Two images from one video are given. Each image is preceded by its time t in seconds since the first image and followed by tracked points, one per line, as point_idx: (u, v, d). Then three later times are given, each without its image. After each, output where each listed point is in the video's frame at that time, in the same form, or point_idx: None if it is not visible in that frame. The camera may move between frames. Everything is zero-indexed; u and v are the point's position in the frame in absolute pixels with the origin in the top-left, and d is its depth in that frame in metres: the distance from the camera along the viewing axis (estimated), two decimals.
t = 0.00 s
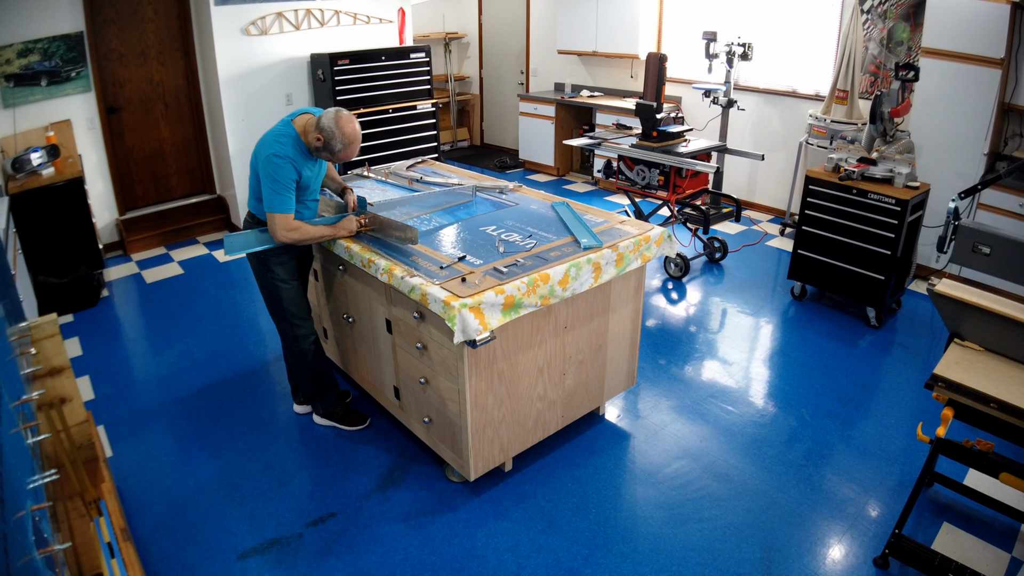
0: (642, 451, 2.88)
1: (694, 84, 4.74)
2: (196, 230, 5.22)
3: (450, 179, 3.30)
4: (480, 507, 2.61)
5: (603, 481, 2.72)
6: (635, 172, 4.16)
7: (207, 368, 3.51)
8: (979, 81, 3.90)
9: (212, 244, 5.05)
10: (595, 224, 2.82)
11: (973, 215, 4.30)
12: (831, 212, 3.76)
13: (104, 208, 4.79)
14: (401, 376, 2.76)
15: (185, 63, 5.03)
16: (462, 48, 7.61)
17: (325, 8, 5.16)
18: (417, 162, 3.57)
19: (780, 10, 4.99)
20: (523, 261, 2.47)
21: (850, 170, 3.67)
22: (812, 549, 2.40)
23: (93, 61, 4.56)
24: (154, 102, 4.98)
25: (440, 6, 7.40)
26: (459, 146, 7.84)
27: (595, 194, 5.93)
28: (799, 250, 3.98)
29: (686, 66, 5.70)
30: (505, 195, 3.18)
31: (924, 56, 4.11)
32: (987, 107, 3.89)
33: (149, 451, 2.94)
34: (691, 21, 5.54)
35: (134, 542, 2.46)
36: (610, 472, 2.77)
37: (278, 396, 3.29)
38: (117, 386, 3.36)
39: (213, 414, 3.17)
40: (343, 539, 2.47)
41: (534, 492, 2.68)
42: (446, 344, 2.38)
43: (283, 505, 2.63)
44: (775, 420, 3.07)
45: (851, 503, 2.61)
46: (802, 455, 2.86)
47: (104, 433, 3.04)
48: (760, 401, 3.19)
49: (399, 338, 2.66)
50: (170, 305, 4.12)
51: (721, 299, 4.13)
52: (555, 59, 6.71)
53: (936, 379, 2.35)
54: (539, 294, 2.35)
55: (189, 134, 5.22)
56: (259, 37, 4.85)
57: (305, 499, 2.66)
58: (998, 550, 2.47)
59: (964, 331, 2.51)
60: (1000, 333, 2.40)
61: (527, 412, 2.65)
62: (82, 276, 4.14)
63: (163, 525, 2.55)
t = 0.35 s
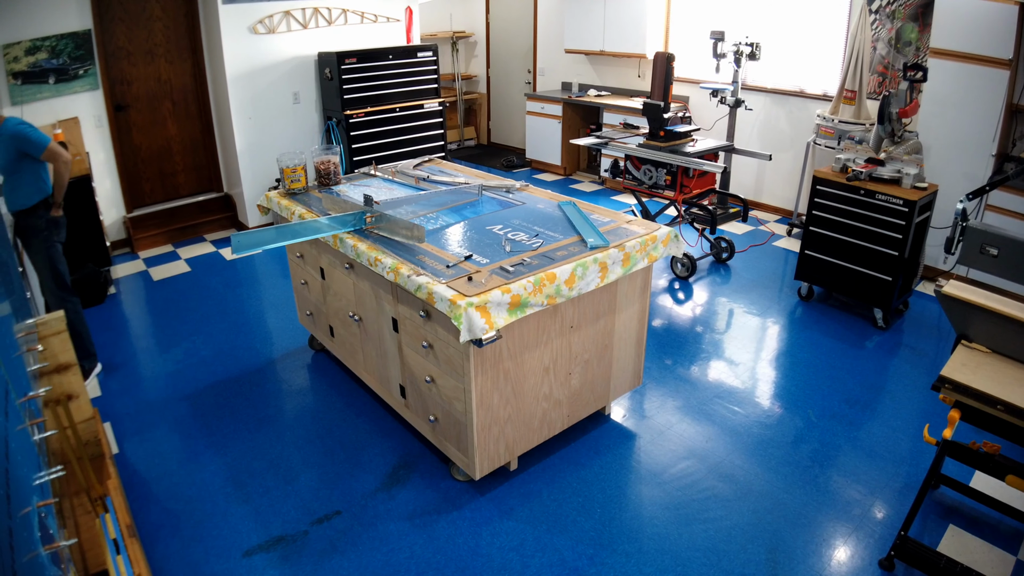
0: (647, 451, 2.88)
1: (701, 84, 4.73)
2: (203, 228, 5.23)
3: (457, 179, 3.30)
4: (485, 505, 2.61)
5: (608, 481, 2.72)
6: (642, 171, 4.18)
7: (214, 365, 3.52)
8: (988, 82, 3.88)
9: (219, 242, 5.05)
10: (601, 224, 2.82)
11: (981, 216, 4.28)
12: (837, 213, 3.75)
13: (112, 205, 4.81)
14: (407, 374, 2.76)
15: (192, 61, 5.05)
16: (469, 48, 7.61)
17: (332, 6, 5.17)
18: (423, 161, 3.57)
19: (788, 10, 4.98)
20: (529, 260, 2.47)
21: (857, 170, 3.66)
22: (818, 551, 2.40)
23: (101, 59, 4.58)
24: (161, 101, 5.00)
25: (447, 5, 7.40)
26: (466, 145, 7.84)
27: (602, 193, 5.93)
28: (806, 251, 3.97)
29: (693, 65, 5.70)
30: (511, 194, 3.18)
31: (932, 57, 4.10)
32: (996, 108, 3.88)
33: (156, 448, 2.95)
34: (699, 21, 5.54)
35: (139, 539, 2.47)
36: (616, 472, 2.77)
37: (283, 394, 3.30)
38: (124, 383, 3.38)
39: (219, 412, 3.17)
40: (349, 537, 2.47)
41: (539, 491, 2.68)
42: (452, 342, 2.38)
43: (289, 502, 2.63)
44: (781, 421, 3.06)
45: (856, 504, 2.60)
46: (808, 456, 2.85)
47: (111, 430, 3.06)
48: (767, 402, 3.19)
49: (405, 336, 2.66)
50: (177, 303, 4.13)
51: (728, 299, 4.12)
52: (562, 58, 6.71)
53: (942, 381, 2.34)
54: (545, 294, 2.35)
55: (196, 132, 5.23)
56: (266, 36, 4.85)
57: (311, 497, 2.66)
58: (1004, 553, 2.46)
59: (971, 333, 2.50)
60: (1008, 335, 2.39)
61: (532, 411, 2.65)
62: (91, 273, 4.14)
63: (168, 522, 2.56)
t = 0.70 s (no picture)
0: (654, 451, 2.88)
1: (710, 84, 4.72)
2: (210, 226, 5.24)
3: (464, 177, 3.30)
4: (491, 504, 2.61)
5: (614, 481, 2.71)
6: (650, 170, 4.18)
7: (221, 362, 3.53)
8: (998, 83, 3.86)
9: (227, 240, 5.07)
10: (609, 224, 2.82)
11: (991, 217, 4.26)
12: (846, 214, 3.74)
13: (120, 202, 4.84)
14: (414, 372, 2.76)
15: (201, 59, 5.06)
16: (478, 46, 7.60)
17: (340, 5, 5.17)
18: (431, 160, 3.57)
19: (798, 10, 4.96)
20: (537, 259, 2.47)
21: (866, 171, 3.65)
22: (824, 552, 2.39)
23: (110, 57, 4.59)
24: (170, 99, 5.01)
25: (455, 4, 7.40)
26: (473, 144, 7.85)
27: (609, 193, 5.93)
28: (814, 252, 3.96)
29: (702, 65, 5.68)
30: (519, 193, 3.18)
31: (942, 57, 4.08)
32: (1006, 109, 3.86)
33: (163, 444, 2.96)
34: (708, 20, 5.52)
35: (145, 535, 2.47)
36: (622, 471, 2.76)
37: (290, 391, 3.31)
38: (132, 379, 3.39)
39: (226, 409, 3.18)
40: (354, 535, 2.47)
41: (545, 490, 2.67)
42: (459, 341, 2.38)
43: (295, 499, 2.64)
44: (788, 421, 3.05)
45: (863, 506, 2.60)
46: (815, 458, 2.84)
47: (118, 426, 3.07)
48: (774, 403, 3.18)
49: (411, 334, 2.66)
50: (184, 300, 4.14)
51: (735, 299, 4.12)
52: (570, 57, 6.70)
53: (951, 383, 2.33)
54: (553, 293, 2.35)
55: (204, 130, 5.25)
56: (274, 34, 4.86)
57: (317, 495, 2.67)
58: (1011, 556, 2.44)
59: (979, 335, 2.49)
60: (1017, 337, 2.37)
61: (539, 410, 2.65)
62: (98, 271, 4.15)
63: (175, 518, 2.57)
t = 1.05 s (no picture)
0: (660, 451, 2.87)
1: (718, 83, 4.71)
2: (220, 224, 5.20)
3: (471, 176, 3.30)
4: (497, 503, 2.61)
5: (620, 481, 2.71)
6: (657, 170, 4.17)
7: (228, 360, 3.54)
8: (1007, 84, 3.84)
9: (234, 238, 5.08)
10: (616, 223, 2.81)
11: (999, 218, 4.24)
12: (853, 214, 3.74)
13: (128, 200, 4.85)
14: (420, 371, 2.76)
15: (209, 57, 5.07)
16: (485, 45, 7.60)
17: (348, 4, 5.18)
18: (438, 159, 3.58)
19: (807, 9, 4.95)
20: (543, 259, 2.47)
21: (874, 171, 3.64)
22: (830, 554, 2.38)
23: (119, 55, 4.61)
24: (178, 97, 5.03)
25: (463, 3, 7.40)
26: (481, 143, 7.86)
27: (617, 192, 5.93)
28: (822, 252, 3.95)
29: (710, 64, 5.67)
30: (526, 192, 3.18)
31: (950, 58, 4.06)
32: (1015, 110, 3.84)
33: (170, 440, 2.97)
34: (716, 20, 5.51)
35: (152, 531, 2.48)
36: (627, 471, 2.76)
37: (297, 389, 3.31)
38: (140, 376, 3.40)
39: (233, 406, 3.19)
40: (360, 532, 2.48)
41: (550, 490, 2.67)
42: (466, 340, 2.38)
43: (300, 497, 2.65)
44: (795, 422, 3.05)
45: (869, 507, 2.59)
46: (821, 459, 2.83)
47: (125, 423, 3.08)
48: (780, 404, 3.17)
49: (418, 333, 2.66)
50: (191, 298, 4.16)
51: (743, 299, 4.11)
52: (578, 56, 6.70)
53: (958, 385, 2.32)
54: (559, 292, 2.35)
55: (212, 128, 5.26)
56: (282, 32, 4.87)
57: (322, 492, 2.67)
58: (1017, 559, 2.43)
59: (987, 337, 2.47)
60: None
61: (545, 410, 2.65)
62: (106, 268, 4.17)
63: (181, 515, 2.58)
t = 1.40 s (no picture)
0: (666, 451, 2.87)
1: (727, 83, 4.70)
2: (228, 222, 5.22)
3: (479, 175, 3.31)
4: (503, 502, 2.61)
5: (626, 481, 2.71)
6: (665, 169, 4.17)
7: (236, 357, 3.55)
8: (1018, 85, 3.82)
9: (242, 235, 5.09)
10: (624, 222, 2.81)
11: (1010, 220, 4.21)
12: (862, 215, 3.73)
13: (137, 197, 4.87)
14: (427, 370, 2.77)
15: (218, 55, 5.09)
16: (494, 44, 7.60)
17: (357, 2, 5.18)
18: (447, 157, 3.58)
19: (817, 9, 4.93)
20: (551, 258, 2.46)
21: (883, 172, 3.63)
22: (836, 556, 2.38)
23: (128, 52, 4.63)
24: (187, 94, 5.04)
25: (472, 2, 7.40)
26: (489, 142, 7.86)
27: (625, 192, 5.93)
28: (831, 253, 3.93)
29: (719, 64, 5.66)
30: (534, 191, 3.18)
31: (960, 58, 4.04)
32: None
33: (178, 437, 2.98)
34: (726, 19, 5.50)
35: (158, 527, 2.49)
36: (634, 471, 2.76)
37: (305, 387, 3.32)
38: (148, 373, 3.42)
39: (240, 403, 3.20)
40: (366, 530, 2.48)
41: (557, 489, 2.67)
42: (473, 339, 2.38)
43: (307, 494, 2.66)
44: (802, 423, 3.04)
45: (876, 509, 2.58)
46: (829, 460, 2.83)
47: (132, 419, 3.09)
48: (788, 405, 3.16)
49: (425, 332, 2.67)
50: (199, 295, 4.17)
51: (750, 299, 4.10)
52: (587, 56, 6.70)
53: (966, 387, 2.31)
54: (567, 291, 2.35)
55: (221, 126, 5.28)
56: (291, 31, 4.88)
57: (329, 490, 2.68)
58: None
59: (995, 339, 2.46)
60: None
61: (552, 409, 2.65)
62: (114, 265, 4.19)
63: (187, 510, 2.59)
